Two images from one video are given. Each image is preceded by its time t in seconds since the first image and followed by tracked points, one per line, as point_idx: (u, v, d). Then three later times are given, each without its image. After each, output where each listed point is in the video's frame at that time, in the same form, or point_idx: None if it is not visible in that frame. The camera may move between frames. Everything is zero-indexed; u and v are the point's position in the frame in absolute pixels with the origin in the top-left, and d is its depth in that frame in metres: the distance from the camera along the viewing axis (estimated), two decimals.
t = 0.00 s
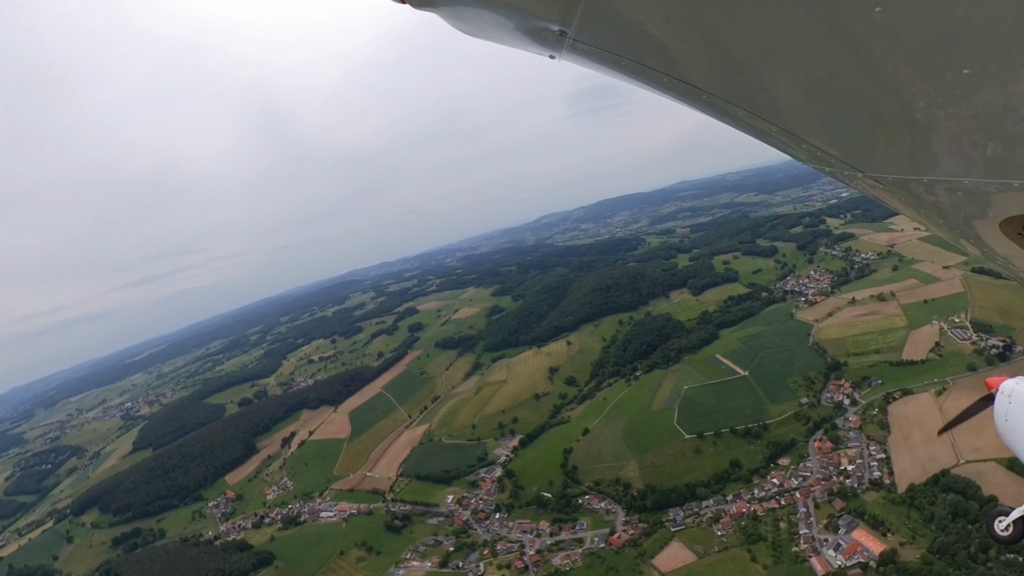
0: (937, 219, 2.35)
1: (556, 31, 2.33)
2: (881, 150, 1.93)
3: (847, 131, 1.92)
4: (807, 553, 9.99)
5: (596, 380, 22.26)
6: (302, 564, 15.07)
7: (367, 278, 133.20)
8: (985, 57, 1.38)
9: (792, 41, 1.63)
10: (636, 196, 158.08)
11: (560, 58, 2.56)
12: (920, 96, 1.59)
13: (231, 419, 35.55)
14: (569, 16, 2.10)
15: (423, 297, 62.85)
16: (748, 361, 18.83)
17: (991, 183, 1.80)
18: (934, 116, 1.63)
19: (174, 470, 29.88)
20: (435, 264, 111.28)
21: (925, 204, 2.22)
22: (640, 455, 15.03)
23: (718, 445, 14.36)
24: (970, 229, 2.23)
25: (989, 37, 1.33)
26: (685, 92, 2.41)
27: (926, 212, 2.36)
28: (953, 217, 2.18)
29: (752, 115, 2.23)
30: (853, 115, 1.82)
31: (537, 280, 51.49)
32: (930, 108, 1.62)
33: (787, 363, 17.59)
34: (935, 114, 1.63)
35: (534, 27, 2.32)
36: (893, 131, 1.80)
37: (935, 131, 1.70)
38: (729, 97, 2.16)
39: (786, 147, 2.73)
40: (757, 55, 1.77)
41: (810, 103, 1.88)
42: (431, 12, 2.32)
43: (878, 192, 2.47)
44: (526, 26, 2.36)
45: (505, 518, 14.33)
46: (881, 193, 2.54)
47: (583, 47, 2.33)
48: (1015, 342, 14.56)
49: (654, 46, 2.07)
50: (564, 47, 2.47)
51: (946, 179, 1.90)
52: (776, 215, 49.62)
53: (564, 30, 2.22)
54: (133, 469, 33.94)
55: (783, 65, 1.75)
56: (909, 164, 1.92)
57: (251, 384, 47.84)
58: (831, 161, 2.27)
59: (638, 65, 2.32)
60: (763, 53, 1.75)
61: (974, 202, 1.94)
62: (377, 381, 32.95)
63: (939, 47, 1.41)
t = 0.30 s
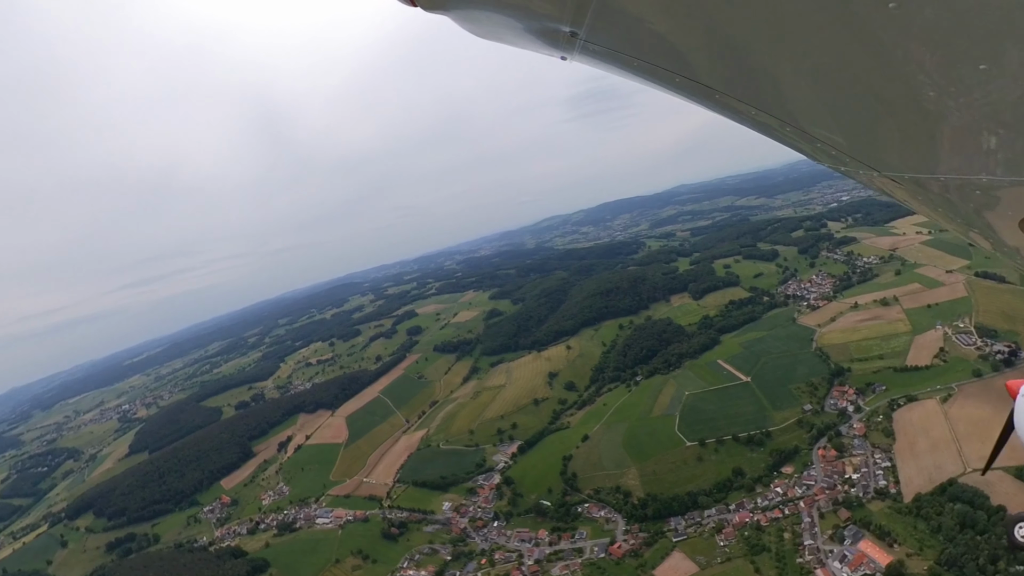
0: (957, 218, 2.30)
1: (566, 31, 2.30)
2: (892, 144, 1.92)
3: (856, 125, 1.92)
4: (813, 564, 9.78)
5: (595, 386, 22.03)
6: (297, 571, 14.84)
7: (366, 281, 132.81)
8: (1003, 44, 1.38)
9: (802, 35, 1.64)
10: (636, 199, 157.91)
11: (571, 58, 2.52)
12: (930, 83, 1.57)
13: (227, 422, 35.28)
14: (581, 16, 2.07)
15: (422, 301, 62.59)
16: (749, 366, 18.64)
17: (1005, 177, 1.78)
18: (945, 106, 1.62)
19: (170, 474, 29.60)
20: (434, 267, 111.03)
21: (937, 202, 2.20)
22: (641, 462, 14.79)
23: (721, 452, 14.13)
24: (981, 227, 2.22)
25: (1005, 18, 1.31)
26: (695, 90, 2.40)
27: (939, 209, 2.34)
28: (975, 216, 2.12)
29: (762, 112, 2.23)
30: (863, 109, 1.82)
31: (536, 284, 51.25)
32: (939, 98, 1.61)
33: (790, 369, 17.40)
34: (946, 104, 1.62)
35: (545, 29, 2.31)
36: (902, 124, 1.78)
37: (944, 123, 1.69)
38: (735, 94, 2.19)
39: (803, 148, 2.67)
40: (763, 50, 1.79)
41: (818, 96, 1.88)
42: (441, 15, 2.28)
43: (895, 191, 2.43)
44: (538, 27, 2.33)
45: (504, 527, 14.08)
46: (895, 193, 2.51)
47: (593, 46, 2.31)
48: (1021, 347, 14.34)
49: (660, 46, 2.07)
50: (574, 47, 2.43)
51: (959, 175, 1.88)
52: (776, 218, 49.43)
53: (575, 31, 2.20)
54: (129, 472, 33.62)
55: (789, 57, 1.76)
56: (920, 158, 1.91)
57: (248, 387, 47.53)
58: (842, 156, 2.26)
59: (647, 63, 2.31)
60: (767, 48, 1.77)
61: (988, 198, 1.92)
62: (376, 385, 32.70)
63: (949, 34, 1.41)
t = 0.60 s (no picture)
0: (971, 216, 2.21)
1: (577, 33, 2.04)
2: (897, 140, 1.86)
3: (864, 120, 1.84)
4: None
5: (595, 392, 21.81)
6: None
7: (365, 284, 132.44)
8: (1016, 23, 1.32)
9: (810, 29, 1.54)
10: (635, 203, 158.02)
11: (583, 61, 2.26)
12: (939, 70, 1.50)
13: (224, 426, 35.02)
14: (591, 19, 1.86)
15: (421, 304, 62.32)
16: (751, 373, 18.44)
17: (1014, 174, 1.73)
18: (953, 95, 1.57)
19: (165, 478, 29.32)
20: (433, 270, 110.83)
21: (943, 196, 2.13)
22: (641, 471, 14.58)
23: (723, 461, 13.92)
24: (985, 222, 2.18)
25: None
26: (705, 89, 2.24)
27: (942, 204, 2.29)
28: (990, 212, 2.03)
29: (768, 111, 2.13)
30: (873, 103, 1.73)
31: (535, 288, 51.07)
32: (947, 85, 1.54)
33: (792, 376, 17.20)
34: (955, 93, 1.56)
35: (555, 30, 2.05)
36: (912, 118, 1.71)
37: (951, 118, 1.63)
38: (748, 93, 2.02)
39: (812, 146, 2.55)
40: (776, 43, 1.62)
41: (825, 93, 1.78)
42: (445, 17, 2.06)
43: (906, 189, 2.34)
44: (544, 29, 2.08)
45: (502, 536, 13.84)
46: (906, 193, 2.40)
47: (607, 48, 2.06)
48: None
49: (671, 47, 1.90)
50: (586, 49, 2.16)
51: (965, 170, 1.83)
52: (776, 222, 49.29)
53: (587, 33, 1.96)
54: (124, 476, 33.33)
55: (801, 55, 1.65)
56: (924, 153, 1.85)
57: (245, 390, 47.23)
58: (847, 150, 2.20)
59: (660, 64, 2.11)
60: (782, 41, 1.61)
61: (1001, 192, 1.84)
62: (374, 390, 32.47)
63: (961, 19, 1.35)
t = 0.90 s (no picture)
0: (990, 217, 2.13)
1: (589, 37, 2.06)
2: (908, 136, 1.80)
3: (874, 118, 1.79)
4: None
5: (595, 398, 21.57)
6: None
7: (364, 288, 131.98)
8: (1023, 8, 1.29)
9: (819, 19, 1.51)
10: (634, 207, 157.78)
11: (595, 66, 2.26)
12: (946, 59, 1.47)
13: (221, 432, 34.72)
14: (604, 24, 1.88)
15: (420, 309, 62.04)
16: (753, 379, 18.22)
17: None
18: (959, 85, 1.53)
19: (161, 485, 29.01)
20: (433, 275, 110.49)
21: (957, 195, 2.07)
22: (643, 480, 14.35)
23: (725, 469, 13.70)
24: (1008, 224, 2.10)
25: None
26: (718, 95, 2.20)
27: (958, 206, 2.22)
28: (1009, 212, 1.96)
29: (780, 112, 2.09)
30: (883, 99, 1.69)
31: (535, 292, 50.81)
32: (955, 74, 1.51)
33: (795, 382, 16.96)
34: (963, 82, 1.52)
35: (566, 35, 2.07)
36: (922, 113, 1.67)
37: (958, 110, 1.59)
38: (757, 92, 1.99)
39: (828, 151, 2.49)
40: (778, 41, 1.63)
41: (832, 87, 1.74)
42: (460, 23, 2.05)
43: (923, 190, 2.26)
44: (555, 35, 2.11)
45: (500, 547, 13.59)
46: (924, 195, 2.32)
47: (618, 53, 2.09)
48: None
49: (680, 49, 1.89)
50: (598, 54, 2.18)
51: (971, 167, 1.79)
52: (777, 226, 49.07)
53: (599, 38, 1.99)
54: (120, 483, 32.99)
55: (806, 51, 1.63)
56: (931, 150, 1.80)
57: (243, 396, 46.91)
58: (856, 152, 2.15)
59: (673, 67, 2.10)
60: (788, 32, 1.59)
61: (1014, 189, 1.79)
62: (372, 395, 32.22)
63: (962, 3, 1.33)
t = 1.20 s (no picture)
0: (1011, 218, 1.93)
1: (603, 38, 1.87)
2: (915, 134, 1.62)
3: (881, 112, 1.61)
4: None
5: (595, 405, 21.34)
6: None
7: (363, 292, 131.60)
8: None
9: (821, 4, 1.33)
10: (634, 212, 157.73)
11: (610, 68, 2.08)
12: (954, 44, 1.30)
13: (218, 437, 34.46)
14: (618, 24, 1.69)
15: (420, 313, 61.81)
16: (755, 385, 18.00)
17: None
18: (970, 76, 1.37)
19: (157, 491, 28.73)
20: (432, 279, 110.28)
21: (974, 197, 1.87)
22: (644, 489, 14.11)
23: (727, 478, 13.48)
24: None
25: None
26: (736, 93, 1.99)
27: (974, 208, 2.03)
28: None
29: (788, 108, 1.90)
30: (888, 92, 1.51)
31: (534, 297, 50.61)
32: (964, 63, 1.34)
33: (798, 389, 16.74)
34: (971, 73, 1.35)
35: (579, 37, 1.89)
36: (930, 108, 1.50)
37: (968, 102, 1.42)
38: (763, 89, 1.79)
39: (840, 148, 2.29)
40: (777, 31, 1.46)
41: (831, 79, 1.56)
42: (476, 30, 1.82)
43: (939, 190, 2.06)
44: (570, 36, 1.91)
45: (498, 557, 13.35)
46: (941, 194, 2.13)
47: (633, 54, 1.89)
48: None
49: (685, 45, 1.71)
50: (614, 55, 1.99)
51: (985, 167, 1.61)
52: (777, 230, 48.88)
53: (613, 39, 1.80)
54: (116, 488, 32.69)
55: (806, 40, 1.46)
56: (939, 148, 1.62)
57: (241, 401, 46.61)
58: (865, 149, 1.95)
59: (692, 68, 1.90)
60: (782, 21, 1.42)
61: None
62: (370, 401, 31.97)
63: None
